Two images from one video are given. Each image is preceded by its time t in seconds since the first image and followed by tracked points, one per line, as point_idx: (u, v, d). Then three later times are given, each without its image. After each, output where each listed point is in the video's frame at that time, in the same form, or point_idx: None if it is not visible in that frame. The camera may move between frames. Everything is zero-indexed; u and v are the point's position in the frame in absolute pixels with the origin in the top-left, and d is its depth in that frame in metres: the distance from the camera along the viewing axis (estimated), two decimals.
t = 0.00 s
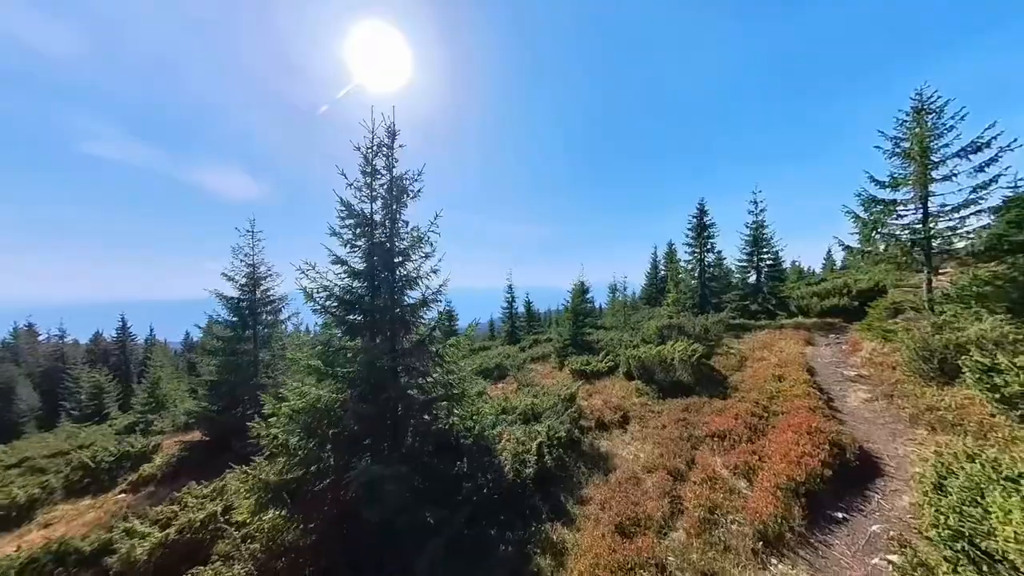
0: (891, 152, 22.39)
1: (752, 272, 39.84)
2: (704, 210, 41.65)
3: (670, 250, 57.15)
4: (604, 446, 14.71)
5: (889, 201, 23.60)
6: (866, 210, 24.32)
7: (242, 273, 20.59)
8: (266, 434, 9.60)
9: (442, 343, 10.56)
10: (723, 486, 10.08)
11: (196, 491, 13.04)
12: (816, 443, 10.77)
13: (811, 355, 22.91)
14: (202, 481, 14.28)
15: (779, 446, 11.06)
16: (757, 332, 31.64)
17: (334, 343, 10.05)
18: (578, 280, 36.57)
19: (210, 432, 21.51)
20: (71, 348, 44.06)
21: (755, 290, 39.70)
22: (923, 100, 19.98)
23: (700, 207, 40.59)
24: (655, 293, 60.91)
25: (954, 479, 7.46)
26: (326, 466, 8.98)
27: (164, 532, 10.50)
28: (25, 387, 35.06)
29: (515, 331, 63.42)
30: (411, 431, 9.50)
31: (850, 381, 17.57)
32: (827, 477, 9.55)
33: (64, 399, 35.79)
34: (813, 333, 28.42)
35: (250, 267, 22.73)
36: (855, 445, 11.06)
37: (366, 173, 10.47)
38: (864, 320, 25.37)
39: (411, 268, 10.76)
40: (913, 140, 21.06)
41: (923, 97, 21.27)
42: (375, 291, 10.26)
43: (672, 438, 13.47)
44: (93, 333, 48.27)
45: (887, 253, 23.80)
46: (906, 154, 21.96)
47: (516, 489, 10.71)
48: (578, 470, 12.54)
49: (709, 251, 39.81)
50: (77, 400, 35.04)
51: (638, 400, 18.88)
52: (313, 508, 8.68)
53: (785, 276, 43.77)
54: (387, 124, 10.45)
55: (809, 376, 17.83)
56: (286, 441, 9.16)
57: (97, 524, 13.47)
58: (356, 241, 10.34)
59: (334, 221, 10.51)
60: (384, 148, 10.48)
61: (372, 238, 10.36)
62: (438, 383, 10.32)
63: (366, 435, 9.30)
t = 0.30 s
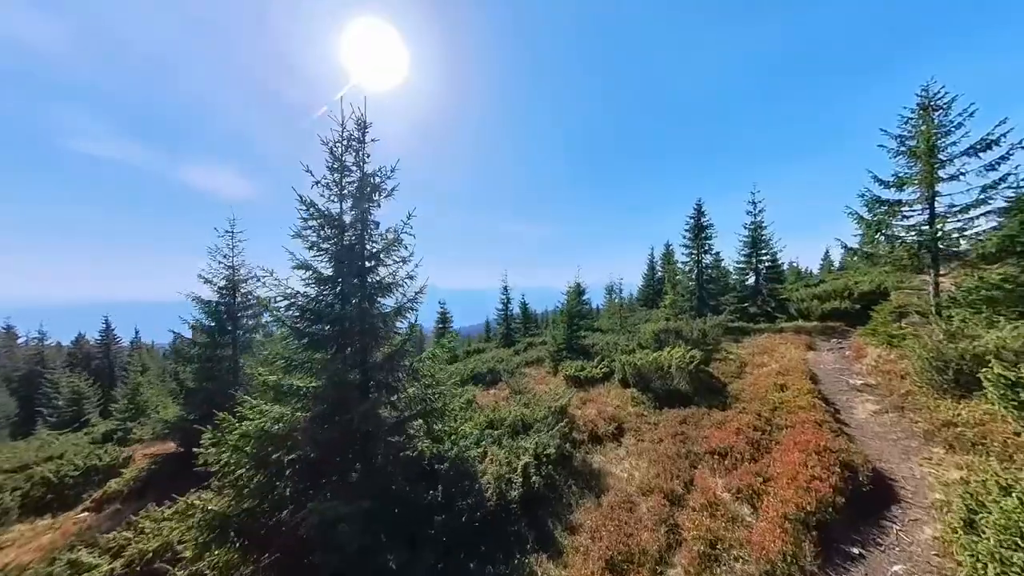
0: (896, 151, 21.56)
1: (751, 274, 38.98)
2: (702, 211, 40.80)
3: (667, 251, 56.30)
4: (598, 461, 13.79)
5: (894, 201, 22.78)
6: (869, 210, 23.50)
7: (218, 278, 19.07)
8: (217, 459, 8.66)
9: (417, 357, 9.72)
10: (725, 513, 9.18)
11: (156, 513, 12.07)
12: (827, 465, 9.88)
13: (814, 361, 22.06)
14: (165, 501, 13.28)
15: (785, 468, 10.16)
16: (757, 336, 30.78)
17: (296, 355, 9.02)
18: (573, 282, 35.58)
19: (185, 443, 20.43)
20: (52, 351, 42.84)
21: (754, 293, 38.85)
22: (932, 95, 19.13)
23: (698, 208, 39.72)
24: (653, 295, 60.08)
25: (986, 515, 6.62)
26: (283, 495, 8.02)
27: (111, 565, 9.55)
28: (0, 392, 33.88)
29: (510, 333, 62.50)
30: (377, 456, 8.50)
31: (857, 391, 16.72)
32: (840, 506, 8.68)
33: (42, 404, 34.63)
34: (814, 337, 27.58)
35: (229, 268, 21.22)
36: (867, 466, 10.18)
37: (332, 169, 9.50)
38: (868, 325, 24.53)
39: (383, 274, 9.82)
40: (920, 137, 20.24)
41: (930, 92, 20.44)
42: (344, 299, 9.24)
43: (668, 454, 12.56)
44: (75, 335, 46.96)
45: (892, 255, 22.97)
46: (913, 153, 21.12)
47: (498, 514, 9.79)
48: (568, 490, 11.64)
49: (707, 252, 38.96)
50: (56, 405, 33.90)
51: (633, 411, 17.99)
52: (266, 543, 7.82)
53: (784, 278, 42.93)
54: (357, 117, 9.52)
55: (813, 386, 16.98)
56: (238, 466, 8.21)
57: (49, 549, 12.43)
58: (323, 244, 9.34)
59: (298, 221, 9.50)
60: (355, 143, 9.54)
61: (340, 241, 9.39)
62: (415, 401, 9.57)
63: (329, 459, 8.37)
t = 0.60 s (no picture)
0: (900, 147, 20.81)
1: (749, 274, 38.25)
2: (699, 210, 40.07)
3: (664, 251, 55.62)
4: (590, 473, 12.95)
5: (897, 199, 22.05)
6: (871, 208, 22.77)
7: (195, 279, 18.02)
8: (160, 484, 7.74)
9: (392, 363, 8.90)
10: (725, 536, 8.41)
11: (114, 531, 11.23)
12: (835, 481, 9.08)
13: (815, 365, 21.32)
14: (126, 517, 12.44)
15: (791, 485, 9.35)
16: (755, 338, 30.05)
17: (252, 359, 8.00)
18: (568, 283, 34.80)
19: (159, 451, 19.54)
20: (33, 353, 41.74)
21: (752, 293, 38.14)
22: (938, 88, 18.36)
23: (695, 207, 39.00)
24: (649, 295, 59.45)
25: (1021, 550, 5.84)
26: (234, 520, 7.22)
27: None
28: None
29: (505, 334, 61.75)
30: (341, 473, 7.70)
31: (861, 397, 15.94)
32: (851, 529, 7.90)
33: (21, 408, 33.61)
34: (814, 339, 26.87)
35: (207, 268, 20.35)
36: (880, 483, 9.38)
37: (296, 158, 8.60)
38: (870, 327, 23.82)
39: (351, 274, 8.94)
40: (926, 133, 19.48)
41: (936, 86, 19.69)
42: (310, 301, 8.28)
43: (664, 466, 11.74)
44: (57, 337, 45.83)
45: (895, 255, 22.25)
46: (917, 149, 20.37)
47: (478, 536, 8.96)
48: (556, 506, 10.85)
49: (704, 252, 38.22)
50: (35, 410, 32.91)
51: (627, 417, 17.21)
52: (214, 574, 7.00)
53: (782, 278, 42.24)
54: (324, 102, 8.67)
55: (815, 391, 16.23)
56: (185, 488, 7.32)
57: None
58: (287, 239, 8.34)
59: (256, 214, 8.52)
60: (322, 131, 8.69)
61: (305, 236, 8.47)
62: (389, 411, 8.86)
63: (287, 478, 7.51)
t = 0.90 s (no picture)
0: (898, 146, 20.34)
1: (744, 276, 37.73)
2: (694, 211, 39.56)
3: (659, 252, 55.13)
4: (577, 486, 12.35)
5: (895, 199, 21.58)
6: (869, 209, 22.30)
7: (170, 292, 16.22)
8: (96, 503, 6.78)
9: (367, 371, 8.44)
10: (714, 560, 7.89)
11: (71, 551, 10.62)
12: (833, 500, 8.55)
13: (811, 369, 20.82)
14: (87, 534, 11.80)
15: (786, 505, 8.82)
16: (751, 341, 29.54)
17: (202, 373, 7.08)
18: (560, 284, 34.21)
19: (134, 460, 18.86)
20: (15, 356, 40.83)
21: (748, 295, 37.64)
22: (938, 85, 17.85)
23: (690, 207, 38.48)
24: (645, 296, 58.99)
25: None
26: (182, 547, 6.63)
27: None
28: None
29: (500, 336, 61.18)
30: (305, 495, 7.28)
31: (859, 404, 15.41)
32: (850, 554, 7.38)
33: None
34: (811, 342, 26.39)
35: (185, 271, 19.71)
36: (880, 501, 8.84)
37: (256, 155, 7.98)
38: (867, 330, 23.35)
39: (315, 279, 8.41)
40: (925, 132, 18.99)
41: (934, 84, 19.21)
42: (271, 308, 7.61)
43: (654, 481, 11.17)
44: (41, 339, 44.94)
45: (893, 257, 21.77)
46: (916, 148, 19.90)
47: (453, 557, 8.49)
48: (539, 522, 10.29)
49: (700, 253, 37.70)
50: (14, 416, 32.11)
51: (618, 425, 16.65)
52: None
53: (778, 279, 41.76)
54: (287, 97, 8.08)
55: (811, 398, 15.71)
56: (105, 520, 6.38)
57: None
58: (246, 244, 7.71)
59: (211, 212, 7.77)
60: (287, 126, 8.09)
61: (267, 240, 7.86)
62: (361, 423, 8.44)
63: (240, 502, 6.88)
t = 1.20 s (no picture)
0: (897, 142, 19.89)
1: (741, 276, 37.27)
2: (690, 210, 39.10)
3: (656, 252, 54.74)
4: (565, 493, 11.81)
5: (895, 197, 21.15)
6: (868, 207, 21.86)
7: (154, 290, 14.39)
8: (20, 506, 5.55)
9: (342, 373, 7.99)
10: None
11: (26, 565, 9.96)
12: (833, 510, 8.05)
13: (809, 371, 20.34)
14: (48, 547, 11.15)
15: (784, 515, 8.32)
16: (747, 341, 29.06)
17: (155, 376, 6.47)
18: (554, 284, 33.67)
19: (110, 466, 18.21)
20: None
21: (744, 295, 37.18)
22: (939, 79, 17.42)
23: (686, 207, 38.07)
24: (641, 296, 58.56)
25: None
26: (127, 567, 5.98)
27: None
28: None
29: (495, 337, 60.69)
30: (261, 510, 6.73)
31: (858, 407, 14.93)
32: (853, 569, 6.89)
33: None
34: (808, 343, 25.93)
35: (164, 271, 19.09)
36: (882, 511, 8.33)
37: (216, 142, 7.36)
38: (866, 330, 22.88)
39: (283, 275, 7.89)
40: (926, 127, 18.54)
41: (935, 78, 18.78)
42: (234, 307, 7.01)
43: (645, 488, 10.64)
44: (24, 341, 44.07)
45: (892, 256, 21.32)
46: (916, 144, 19.45)
47: (429, 571, 8.05)
48: (525, 531, 9.75)
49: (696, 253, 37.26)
50: None
51: (610, 429, 16.12)
52: None
53: (776, 279, 41.36)
54: (249, 79, 7.49)
55: (810, 400, 15.21)
56: (13, 551, 5.33)
57: None
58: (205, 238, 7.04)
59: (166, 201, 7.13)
60: (251, 110, 7.51)
61: (228, 233, 7.23)
62: (332, 428, 7.99)
63: (192, 518, 6.30)
